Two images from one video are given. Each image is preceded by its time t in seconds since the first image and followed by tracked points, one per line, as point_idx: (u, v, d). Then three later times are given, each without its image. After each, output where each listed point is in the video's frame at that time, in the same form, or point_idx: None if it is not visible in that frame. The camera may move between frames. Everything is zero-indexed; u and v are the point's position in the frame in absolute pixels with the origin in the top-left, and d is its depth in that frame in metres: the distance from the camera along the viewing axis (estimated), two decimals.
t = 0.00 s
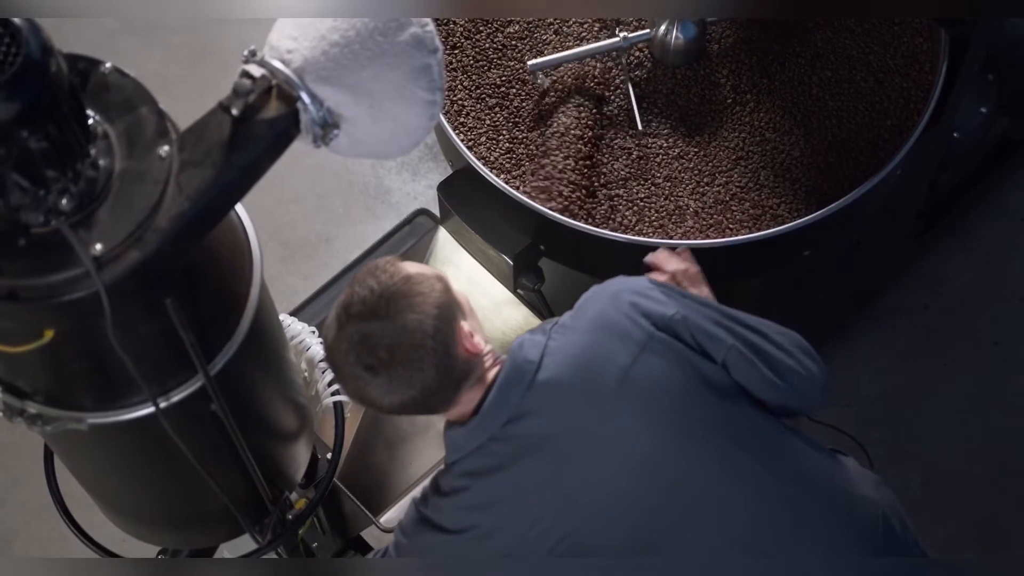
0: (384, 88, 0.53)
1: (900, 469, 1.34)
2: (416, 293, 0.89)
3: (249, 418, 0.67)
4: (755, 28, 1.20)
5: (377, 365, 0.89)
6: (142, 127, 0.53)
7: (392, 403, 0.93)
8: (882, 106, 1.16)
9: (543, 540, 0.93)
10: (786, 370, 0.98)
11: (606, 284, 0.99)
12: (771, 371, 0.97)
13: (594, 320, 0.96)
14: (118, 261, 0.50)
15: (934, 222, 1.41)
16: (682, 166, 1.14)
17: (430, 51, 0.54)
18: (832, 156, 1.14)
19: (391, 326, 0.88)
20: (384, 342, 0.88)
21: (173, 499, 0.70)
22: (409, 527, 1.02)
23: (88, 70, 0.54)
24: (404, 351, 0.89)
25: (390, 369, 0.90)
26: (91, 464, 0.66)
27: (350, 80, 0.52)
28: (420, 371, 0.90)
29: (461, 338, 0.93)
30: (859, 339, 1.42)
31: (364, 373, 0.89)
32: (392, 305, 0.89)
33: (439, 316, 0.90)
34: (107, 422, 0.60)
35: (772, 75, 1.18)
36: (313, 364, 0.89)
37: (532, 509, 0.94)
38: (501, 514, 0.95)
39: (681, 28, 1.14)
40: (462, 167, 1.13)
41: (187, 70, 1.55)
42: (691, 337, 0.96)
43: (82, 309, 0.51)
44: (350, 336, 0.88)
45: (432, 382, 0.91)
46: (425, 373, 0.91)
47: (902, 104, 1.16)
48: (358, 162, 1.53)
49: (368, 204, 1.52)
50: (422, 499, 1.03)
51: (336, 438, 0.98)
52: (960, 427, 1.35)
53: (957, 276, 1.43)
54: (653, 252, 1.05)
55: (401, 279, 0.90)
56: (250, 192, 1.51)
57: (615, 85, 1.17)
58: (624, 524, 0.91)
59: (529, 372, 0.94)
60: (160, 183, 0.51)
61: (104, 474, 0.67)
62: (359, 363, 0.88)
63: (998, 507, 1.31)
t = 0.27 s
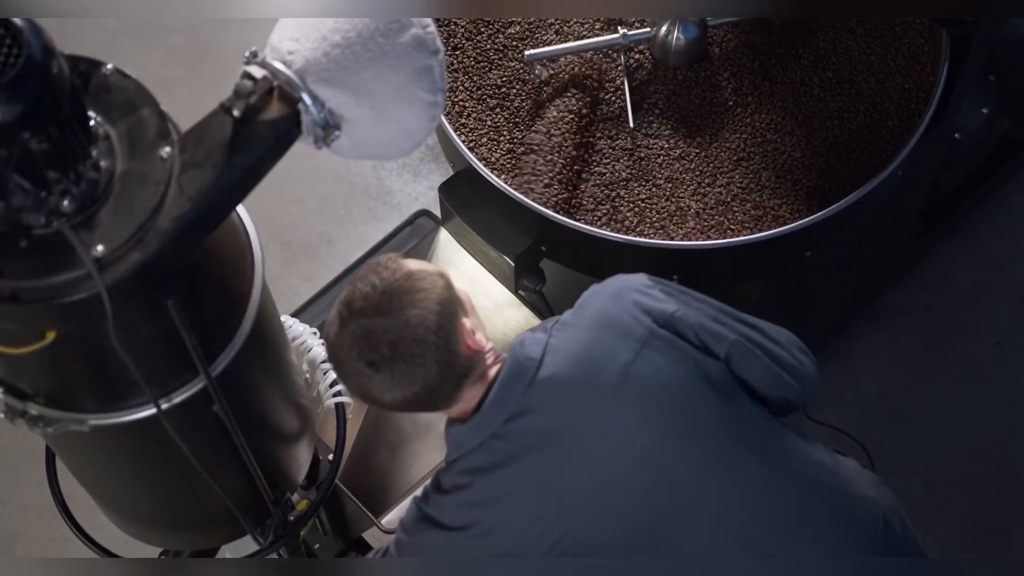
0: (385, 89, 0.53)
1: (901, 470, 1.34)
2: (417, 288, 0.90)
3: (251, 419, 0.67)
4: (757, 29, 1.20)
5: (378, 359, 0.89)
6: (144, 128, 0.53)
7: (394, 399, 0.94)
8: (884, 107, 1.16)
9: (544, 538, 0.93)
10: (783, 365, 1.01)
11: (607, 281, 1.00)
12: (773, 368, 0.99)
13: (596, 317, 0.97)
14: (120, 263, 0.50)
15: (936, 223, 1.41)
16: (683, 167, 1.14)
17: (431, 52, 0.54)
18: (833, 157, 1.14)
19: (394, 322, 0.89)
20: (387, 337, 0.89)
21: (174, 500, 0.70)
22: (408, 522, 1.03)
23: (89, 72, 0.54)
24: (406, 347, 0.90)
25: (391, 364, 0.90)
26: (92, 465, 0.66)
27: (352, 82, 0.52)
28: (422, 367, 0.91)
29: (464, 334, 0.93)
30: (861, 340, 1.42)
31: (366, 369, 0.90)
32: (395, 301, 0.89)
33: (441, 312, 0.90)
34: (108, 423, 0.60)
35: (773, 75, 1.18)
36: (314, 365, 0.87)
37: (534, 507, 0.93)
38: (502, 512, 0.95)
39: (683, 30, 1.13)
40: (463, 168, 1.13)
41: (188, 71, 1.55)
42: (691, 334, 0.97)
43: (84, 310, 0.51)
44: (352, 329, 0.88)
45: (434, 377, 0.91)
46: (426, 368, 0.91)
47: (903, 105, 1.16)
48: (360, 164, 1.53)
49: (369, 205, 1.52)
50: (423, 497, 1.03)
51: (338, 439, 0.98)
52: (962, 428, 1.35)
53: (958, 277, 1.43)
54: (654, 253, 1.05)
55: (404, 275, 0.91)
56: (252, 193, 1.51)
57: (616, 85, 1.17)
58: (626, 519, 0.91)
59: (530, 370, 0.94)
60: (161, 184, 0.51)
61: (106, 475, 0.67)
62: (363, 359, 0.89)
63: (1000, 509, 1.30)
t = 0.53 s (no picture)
0: (387, 90, 0.53)
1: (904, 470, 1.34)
2: (423, 284, 0.90)
3: (254, 420, 0.67)
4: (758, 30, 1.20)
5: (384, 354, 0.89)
6: (147, 130, 0.53)
7: (398, 396, 0.94)
8: (886, 107, 1.16)
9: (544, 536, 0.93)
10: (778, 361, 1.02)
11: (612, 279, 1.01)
12: (764, 368, 1.01)
13: (601, 315, 0.98)
14: (122, 265, 0.50)
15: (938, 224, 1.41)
16: (685, 168, 1.14)
17: (433, 54, 0.54)
18: (835, 158, 1.14)
19: (399, 318, 0.89)
20: (391, 333, 0.89)
21: (177, 502, 0.70)
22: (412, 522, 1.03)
23: (92, 74, 0.54)
24: (411, 342, 0.90)
25: (397, 361, 0.90)
26: (95, 467, 0.66)
27: (354, 84, 0.52)
28: (426, 363, 0.90)
29: (468, 332, 0.93)
30: (862, 341, 1.42)
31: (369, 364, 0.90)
32: (399, 297, 0.89)
33: (445, 309, 0.90)
34: (111, 425, 0.60)
35: (775, 76, 1.18)
36: (316, 368, 0.87)
37: (536, 504, 0.93)
38: (504, 509, 0.95)
39: (685, 30, 1.13)
40: (465, 169, 1.13)
41: (189, 73, 1.55)
42: (694, 332, 0.98)
43: (86, 312, 0.51)
44: (357, 326, 0.89)
45: (440, 373, 0.91)
46: (431, 364, 0.91)
47: (905, 106, 1.16)
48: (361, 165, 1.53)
49: (371, 207, 1.52)
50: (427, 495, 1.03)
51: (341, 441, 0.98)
52: (965, 429, 1.35)
53: (960, 278, 1.43)
54: (656, 254, 1.05)
55: (409, 271, 0.91)
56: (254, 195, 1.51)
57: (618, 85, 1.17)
58: (626, 519, 0.91)
59: (534, 367, 0.95)
60: (163, 186, 0.51)
61: (108, 477, 0.67)
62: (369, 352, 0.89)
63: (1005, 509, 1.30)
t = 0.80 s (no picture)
0: (388, 91, 0.53)
1: (905, 471, 1.34)
2: (426, 283, 0.90)
3: (255, 421, 0.67)
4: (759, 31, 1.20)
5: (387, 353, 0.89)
6: (148, 132, 0.53)
7: (401, 395, 0.94)
8: (887, 108, 1.16)
9: (546, 536, 0.94)
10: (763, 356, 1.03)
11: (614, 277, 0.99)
12: (759, 365, 1.02)
13: (605, 314, 0.96)
14: (124, 266, 0.50)
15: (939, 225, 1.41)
16: (686, 169, 1.14)
17: (435, 55, 0.54)
18: (836, 159, 1.14)
19: (401, 317, 0.89)
20: (394, 332, 0.89)
21: (178, 503, 0.70)
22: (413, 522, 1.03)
23: (93, 75, 0.54)
24: (415, 340, 0.89)
25: (399, 360, 0.90)
26: (96, 469, 0.66)
27: (355, 85, 0.52)
28: (428, 362, 0.90)
29: (471, 331, 0.93)
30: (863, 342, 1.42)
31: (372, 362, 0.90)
32: (403, 296, 0.89)
33: (448, 306, 0.90)
34: (112, 427, 0.60)
35: (776, 77, 1.18)
36: (318, 368, 0.87)
37: (536, 505, 0.94)
38: (504, 509, 0.95)
39: (686, 31, 1.13)
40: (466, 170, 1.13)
41: (190, 73, 1.55)
42: (697, 332, 0.97)
43: (87, 314, 0.51)
44: (359, 326, 0.89)
45: (443, 372, 0.91)
46: (432, 363, 0.91)
47: (906, 107, 1.16)
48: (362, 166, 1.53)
49: (372, 208, 1.52)
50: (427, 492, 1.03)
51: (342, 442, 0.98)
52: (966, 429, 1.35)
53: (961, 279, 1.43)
54: (657, 255, 1.05)
55: (412, 270, 0.91)
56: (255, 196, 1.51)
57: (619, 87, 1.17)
58: (627, 520, 0.92)
59: (536, 367, 0.94)
60: (165, 188, 0.51)
61: (110, 479, 0.67)
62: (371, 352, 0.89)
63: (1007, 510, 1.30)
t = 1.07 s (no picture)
0: (389, 93, 0.53)
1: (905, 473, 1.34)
2: (427, 283, 0.90)
3: (255, 423, 0.67)
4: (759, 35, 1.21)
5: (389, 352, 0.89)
6: (149, 134, 0.53)
7: (402, 395, 0.94)
8: (888, 110, 1.16)
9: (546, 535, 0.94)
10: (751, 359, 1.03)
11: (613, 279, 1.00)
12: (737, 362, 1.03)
13: (604, 315, 0.96)
14: (125, 268, 0.50)
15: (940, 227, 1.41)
16: (686, 171, 1.14)
17: (436, 57, 0.54)
18: (837, 162, 1.14)
19: (403, 316, 0.89)
20: (395, 332, 0.89)
21: (179, 505, 0.70)
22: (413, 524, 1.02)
23: (94, 78, 0.54)
24: (416, 340, 0.89)
25: (401, 360, 0.90)
26: (96, 471, 0.66)
27: (356, 87, 0.52)
28: (428, 363, 0.90)
29: (472, 331, 0.93)
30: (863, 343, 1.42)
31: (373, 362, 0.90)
32: (404, 296, 0.89)
33: (450, 307, 0.90)
34: (113, 429, 0.60)
35: (776, 80, 1.18)
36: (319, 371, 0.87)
37: (536, 504, 0.93)
38: (504, 509, 0.95)
39: (687, 34, 1.13)
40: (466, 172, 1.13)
41: (190, 75, 1.55)
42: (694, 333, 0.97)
43: (88, 316, 0.51)
44: (361, 326, 0.89)
45: (443, 373, 0.91)
46: (432, 364, 0.91)
47: (907, 110, 1.15)
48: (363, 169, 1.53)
49: (373, 211, 1.52)
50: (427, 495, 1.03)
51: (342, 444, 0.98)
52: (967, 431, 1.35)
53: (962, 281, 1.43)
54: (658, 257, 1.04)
55: (414, 270, 0.91)
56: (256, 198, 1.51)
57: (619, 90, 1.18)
58: (628, 519, 0.92)
59: (536, 368, 0.94)
60: (166, 190, 0.51)
61: (110, 481, 0.67)
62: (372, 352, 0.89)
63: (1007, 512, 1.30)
